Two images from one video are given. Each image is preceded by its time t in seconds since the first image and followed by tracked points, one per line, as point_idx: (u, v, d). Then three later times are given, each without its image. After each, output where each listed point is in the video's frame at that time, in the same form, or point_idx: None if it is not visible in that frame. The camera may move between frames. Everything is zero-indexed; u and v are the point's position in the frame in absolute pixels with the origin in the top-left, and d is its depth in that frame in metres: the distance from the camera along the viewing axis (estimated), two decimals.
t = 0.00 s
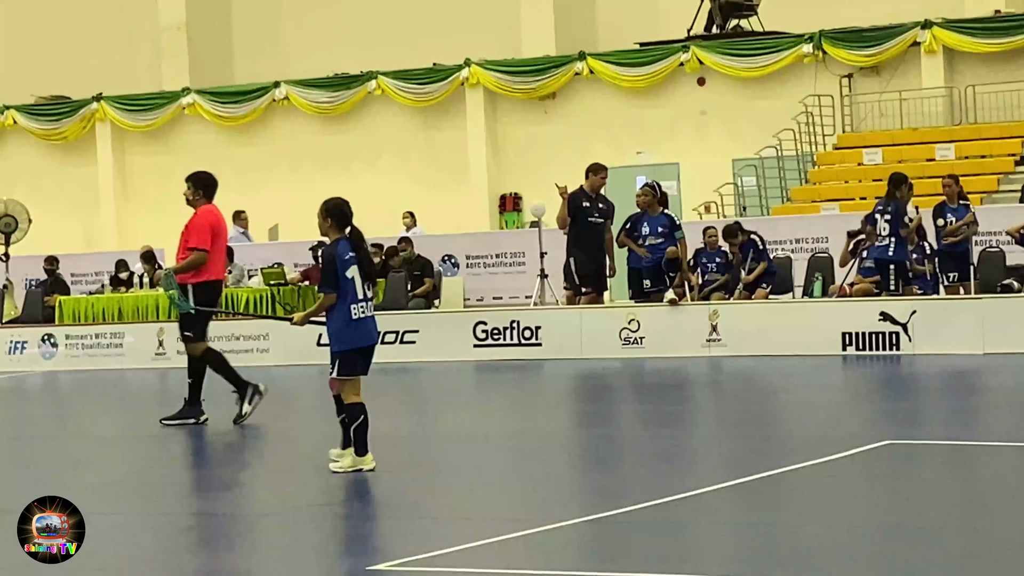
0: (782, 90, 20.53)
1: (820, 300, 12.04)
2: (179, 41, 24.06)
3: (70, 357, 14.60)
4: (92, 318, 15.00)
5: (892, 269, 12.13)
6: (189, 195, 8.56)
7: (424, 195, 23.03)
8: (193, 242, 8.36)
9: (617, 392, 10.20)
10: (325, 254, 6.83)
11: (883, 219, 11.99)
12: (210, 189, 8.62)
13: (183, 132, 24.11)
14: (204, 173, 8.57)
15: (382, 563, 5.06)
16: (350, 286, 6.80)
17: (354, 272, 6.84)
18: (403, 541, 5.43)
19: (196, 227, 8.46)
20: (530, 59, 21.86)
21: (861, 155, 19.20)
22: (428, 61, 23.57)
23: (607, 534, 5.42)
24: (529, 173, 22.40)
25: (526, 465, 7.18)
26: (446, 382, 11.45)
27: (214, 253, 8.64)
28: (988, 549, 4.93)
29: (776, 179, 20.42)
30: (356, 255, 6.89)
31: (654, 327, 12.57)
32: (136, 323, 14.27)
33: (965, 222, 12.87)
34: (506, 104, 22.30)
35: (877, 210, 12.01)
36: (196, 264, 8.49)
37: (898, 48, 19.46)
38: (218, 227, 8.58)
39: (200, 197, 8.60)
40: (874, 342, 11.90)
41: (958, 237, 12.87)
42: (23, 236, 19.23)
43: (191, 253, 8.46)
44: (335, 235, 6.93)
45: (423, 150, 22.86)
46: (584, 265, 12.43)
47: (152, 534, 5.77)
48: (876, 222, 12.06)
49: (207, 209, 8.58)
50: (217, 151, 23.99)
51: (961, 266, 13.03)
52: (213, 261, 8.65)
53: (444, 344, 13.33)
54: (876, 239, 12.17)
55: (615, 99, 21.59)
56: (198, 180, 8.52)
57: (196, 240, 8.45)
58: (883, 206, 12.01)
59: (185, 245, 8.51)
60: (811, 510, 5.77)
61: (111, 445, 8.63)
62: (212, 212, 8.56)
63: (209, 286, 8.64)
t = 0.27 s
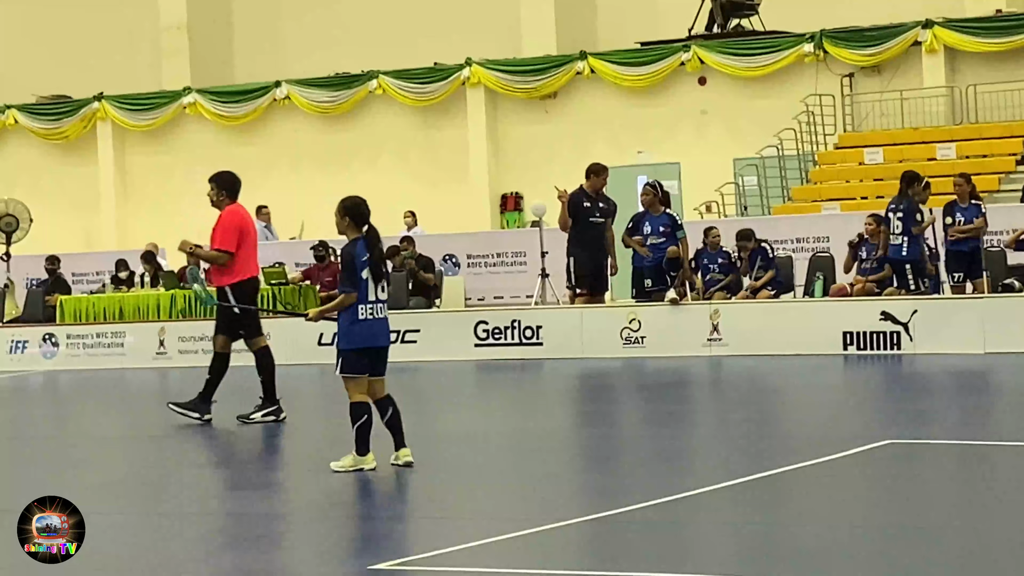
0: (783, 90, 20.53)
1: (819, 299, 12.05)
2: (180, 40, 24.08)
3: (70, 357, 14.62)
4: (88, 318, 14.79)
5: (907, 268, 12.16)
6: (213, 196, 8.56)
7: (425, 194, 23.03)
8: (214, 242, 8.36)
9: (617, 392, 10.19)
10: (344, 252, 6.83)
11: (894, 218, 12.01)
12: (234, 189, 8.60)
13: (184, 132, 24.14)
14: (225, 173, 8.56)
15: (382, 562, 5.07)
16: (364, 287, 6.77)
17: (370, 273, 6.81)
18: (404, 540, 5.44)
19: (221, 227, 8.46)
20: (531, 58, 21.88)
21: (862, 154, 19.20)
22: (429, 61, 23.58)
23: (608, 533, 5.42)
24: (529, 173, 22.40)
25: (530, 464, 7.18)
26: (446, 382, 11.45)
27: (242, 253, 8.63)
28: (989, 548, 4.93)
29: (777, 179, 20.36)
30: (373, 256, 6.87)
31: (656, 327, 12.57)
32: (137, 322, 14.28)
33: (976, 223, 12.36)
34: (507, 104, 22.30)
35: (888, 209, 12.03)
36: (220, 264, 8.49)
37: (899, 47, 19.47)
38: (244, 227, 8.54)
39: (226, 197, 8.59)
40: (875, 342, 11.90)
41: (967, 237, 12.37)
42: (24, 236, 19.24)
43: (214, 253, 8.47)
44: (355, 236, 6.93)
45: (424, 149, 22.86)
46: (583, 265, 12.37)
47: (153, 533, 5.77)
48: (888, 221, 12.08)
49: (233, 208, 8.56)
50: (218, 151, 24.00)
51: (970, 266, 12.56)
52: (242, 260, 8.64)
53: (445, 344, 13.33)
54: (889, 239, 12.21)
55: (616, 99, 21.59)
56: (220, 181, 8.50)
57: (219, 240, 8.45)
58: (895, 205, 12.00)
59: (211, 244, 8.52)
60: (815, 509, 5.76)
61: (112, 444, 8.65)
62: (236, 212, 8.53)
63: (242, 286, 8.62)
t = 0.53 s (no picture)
0: (784, 89, 20.52)
1: (819, 299, 12.05)
2: (181, 40, 24.07)
3: (72, 357, 14.63)
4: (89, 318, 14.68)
5: (924, 267, 12.09)
6: (234, 191, 8.51)
7: (426, 194, 23.02)
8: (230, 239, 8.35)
9: (618, 391, 10.17)
10: (355, 250, 6.81)
11: (906, 216, 12.01)
12: (254, 186, 8.52)
13: (186, 131, 24.14)
14: (246, 171, 8.49)
15: (383, 562, 5.06)
16: (375, 286, 6.75)
17: (381, 272, 6.79)
18: (405, 541, 5.42)
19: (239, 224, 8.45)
20: (532, 58, 21.88)
21: (863, 154, 19.18)
22: (429, 60, 23.57)
23: (610, 533, 5.41)
24: (530, 172, 22.39)
25: (531, 464, 7.17)
26: (447, 381, 11.44)
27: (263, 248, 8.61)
28: (991, 548, 4.92)
29: (778, 178, 20.40)
30: (384, 254, 6.85)
31: (657, 327, 12.56)
32: (138, 322, 14.30)
33: (994, 222, 12.31)
34: (508, 103, 22.29)
35: (900, 207, 12.05)
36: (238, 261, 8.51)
37: (900, 47, 19.46)
38: (264, 224, 8.51)
39: (246, 192, 8.53)
40: (875, 342, 11.89)
41: (984, 236, 12.32)
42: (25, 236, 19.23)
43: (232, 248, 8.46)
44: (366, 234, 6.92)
45: (425, 148, 22.85)
46: (584, 264, 12.41)
47: (154, 533, 5.75)
48: (899, 219, 12.07)
49: (255, 205, 8.51)
50: (219, 150, 24.00)
51: (986, 267, 12.47)
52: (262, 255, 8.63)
53: (446, 344, 13.33)
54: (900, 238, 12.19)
55: (617, 99, 21.58)
56: (240, 178, 8.44)
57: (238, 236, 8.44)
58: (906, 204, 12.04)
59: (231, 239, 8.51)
60: (815, 509, 5.75)
61: (113, 444, 8.64)
62: (258, 208, 8.48)
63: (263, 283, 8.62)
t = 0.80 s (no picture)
0: (785, 89, 20.52)
1: (820, 299, 12.04)
2: (182, 40, 24.06)
3: (73, 356, 14.64)
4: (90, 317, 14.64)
5: (936, 266, 12.07)
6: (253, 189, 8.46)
7: (427, 193, 23.02)
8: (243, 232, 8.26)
9: (618, 391, 10.17)
10: (346, 253, 6.83)
11: (921, 215, 11.97)
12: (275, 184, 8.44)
13: (187, 131, 24.15)
14: (269, 170, 8.43)
15: (384, 562, 5.05)
16: (369, 286, 6.78)
17: (375, 272, 6.81)
18: (406, 540, 5.42)
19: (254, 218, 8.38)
20: (534, 58, 21.87)
21: (864, 154, 19.18)
22: (430, 60, 23.58)
23: (610, 533, 5.41)
24: (531, 172, 22.39)
25: (532, 464, 7.18)
26: (447, 381, 11.44)
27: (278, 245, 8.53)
28: (991, 548, 4.92)
29: (779, 178, 20.42)
30: (375, 255, 6.87)
31: (658, 328, 12.56)
32: (139, 322, 14.30)
33: (1010, 221, 12.25)
34: (509, 103, 22.29)
35: (912, 206, 11.99)
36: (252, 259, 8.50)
37: (901, 47, 19.46)
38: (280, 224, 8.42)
39: (268, 191, 8.49)
40: (876, 342, 11.90)
41: (1001, 235, 12.27)
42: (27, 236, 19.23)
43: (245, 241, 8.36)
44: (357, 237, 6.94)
45: (426, 148, 22.85)
46: (585, 263, 12.39)
47: (154, 534, 5.75)
48: (910, 218, 12.02)
49: (274, 205, 8.45)
50: (220, 150, 24.01)
51: (1002, 264, 12.44)
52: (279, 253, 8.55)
53: (447, 343, 13.33)
54: (912, 236, 12.14)
55: (618, 98, 21.58)
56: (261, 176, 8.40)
57: (253, 231, 8.35)
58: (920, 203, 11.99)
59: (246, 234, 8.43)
60: (816, 509, 5.75)
61: (114, 444, 8.64)
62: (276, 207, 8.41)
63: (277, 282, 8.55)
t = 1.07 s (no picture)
0: (787, 89, 20.51)
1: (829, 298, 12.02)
2: (184, 39, 24.06)
3: (75, 356, 14.65)
4: (92, 318, 14.69)
5: (951, 264, 12.00)
6: (277, 188, 8.40)
7: (428, 193, 23.02)
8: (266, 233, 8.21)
9: (619, 391, 10.18)
10: (326, 264, 6.82)
11: (934, 214, 11.89)
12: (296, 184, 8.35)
13: (189, 131, 24.17)
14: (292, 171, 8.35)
15: (384, 562, 5.05)
16: (356, 289, 6.78)
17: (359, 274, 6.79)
18: (407, 541, 5.42)
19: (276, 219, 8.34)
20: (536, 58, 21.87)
21: (866, 154, 19.17)
22: (432, 60, 23.58)
23: (610, 533, 5.41)
24: (533, 172, 22.39)
25: (534, 464, 7.18)
26: (449, 381, 11.45)
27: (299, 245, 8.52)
28: (991, 548, 4.92)
29: (781, 178, 20.43)
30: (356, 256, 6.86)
31: (660, 328, 12.56)
32: (140, 322, 14.30)
33: (1018, 221, 12.28)
34: (511, 103, 22.29)
35: (924, 206, 11.90)
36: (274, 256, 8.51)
37: (903, 47, 19.46)
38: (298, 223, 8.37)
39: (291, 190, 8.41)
40: (877, 342, 11.90)
41: (1010, 234, 12.29)
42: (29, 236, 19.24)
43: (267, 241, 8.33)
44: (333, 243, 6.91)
45: (428, 148, 22.86)
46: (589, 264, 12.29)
47: (154, 533, 5.76)
48: (922, 218, 11.93)
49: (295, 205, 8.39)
50: (222, 149, 24.03)
51: (1012, 264, 12.44)
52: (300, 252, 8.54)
53: (449, 343, 13.34)
54: (923, 236, 12.04)
55: (619, 98, 21.57)
56: (285, 176, 8.30)
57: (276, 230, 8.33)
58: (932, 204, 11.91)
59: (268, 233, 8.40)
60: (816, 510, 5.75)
61: (116, 443, 8.65)
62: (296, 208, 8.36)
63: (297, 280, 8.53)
